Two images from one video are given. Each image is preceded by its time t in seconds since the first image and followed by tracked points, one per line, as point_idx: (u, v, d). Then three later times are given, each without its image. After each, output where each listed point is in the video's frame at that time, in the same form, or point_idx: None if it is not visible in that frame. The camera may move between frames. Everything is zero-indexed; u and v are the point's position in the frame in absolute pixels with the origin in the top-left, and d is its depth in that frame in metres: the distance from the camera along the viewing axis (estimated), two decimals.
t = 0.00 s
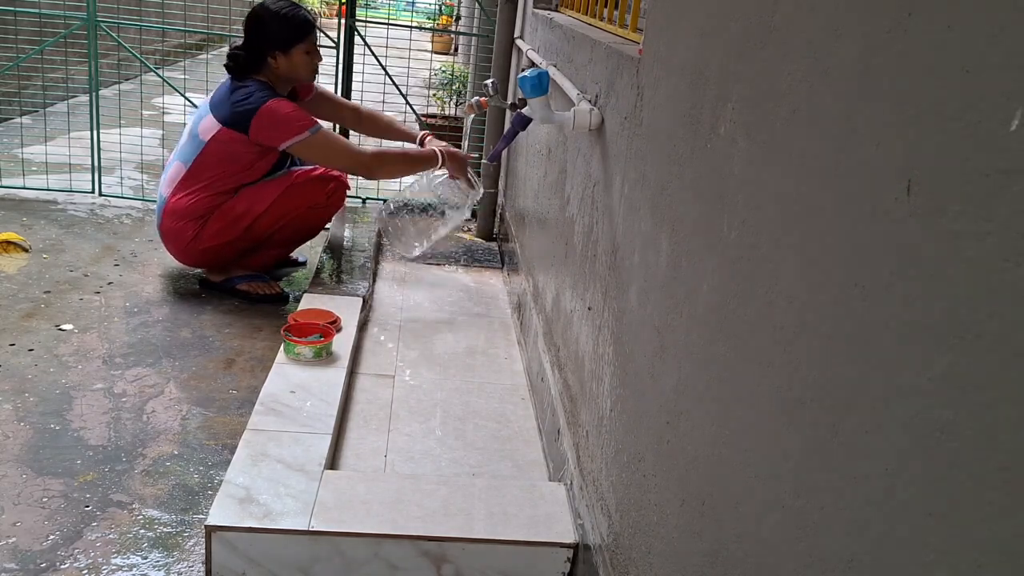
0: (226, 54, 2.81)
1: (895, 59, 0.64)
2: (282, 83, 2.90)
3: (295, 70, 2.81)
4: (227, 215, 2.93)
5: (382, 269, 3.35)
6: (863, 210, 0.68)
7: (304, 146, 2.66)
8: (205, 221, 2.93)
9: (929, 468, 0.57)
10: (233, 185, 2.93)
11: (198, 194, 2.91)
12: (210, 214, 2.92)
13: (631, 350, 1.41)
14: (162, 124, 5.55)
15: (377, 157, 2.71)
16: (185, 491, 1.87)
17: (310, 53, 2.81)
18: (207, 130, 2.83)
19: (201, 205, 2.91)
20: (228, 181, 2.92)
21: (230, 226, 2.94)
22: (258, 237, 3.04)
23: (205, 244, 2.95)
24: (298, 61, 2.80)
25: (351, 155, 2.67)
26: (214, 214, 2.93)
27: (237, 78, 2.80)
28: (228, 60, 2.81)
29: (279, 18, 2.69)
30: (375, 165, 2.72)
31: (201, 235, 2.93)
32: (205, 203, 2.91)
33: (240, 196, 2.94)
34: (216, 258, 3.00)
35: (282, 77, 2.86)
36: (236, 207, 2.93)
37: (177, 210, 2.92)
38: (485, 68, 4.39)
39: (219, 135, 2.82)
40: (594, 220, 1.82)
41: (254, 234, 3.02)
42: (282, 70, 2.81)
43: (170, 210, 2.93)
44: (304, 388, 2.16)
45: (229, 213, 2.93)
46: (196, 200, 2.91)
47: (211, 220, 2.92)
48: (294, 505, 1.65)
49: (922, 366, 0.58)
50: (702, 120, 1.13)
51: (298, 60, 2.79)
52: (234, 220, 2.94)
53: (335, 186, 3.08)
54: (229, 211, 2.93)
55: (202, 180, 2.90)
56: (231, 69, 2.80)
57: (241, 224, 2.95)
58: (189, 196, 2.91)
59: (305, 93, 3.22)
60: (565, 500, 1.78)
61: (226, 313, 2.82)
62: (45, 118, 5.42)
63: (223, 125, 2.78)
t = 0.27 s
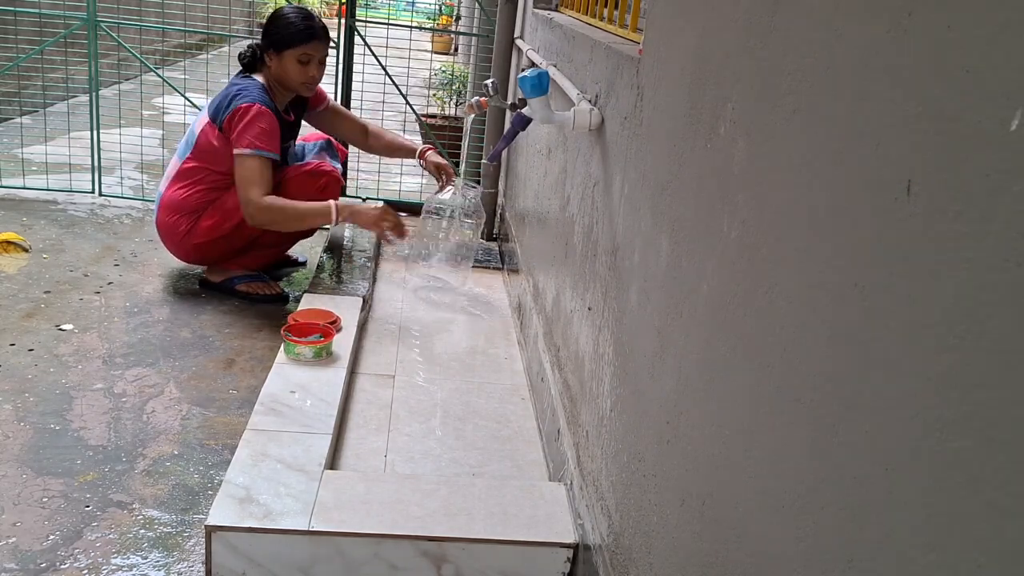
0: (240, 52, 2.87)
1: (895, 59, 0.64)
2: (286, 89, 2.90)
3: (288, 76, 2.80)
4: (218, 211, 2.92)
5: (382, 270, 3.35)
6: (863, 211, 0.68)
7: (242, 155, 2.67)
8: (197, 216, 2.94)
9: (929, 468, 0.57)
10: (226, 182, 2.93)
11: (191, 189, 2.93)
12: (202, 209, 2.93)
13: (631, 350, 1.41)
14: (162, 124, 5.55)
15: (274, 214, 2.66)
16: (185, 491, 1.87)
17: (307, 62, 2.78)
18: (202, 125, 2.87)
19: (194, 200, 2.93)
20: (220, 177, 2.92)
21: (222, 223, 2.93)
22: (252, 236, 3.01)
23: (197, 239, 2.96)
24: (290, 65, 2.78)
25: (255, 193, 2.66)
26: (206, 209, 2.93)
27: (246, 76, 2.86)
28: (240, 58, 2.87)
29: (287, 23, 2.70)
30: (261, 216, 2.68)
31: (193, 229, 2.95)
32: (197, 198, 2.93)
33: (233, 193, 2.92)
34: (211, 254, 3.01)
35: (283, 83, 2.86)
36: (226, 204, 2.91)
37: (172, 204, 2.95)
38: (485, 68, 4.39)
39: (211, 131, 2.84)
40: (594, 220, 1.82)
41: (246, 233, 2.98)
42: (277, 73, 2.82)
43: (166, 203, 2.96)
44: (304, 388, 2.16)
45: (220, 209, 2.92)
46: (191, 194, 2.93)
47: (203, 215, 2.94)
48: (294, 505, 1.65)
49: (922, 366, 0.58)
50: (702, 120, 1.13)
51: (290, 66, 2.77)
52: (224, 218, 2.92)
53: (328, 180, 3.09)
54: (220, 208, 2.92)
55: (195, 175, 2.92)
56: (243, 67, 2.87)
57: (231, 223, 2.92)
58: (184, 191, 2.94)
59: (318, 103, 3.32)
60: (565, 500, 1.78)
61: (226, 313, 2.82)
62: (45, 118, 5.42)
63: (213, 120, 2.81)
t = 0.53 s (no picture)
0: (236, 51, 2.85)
1: (895, 59, 0.64)
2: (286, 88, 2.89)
3: (296, 75, 2.79)
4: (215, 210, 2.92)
5: (382, 269, 3.35)
6: (863, 211, 0.68)
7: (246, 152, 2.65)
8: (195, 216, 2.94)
9: (929, 468, 0.57)
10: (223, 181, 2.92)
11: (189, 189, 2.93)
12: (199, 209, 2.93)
13: (631, 349, 1.41)
14: (162, 124, 5.55)
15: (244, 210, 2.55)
16: (185, 491, 1.87)
17: (314, 62, 2.78)
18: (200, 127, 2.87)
19: (192, 200, 2.93)
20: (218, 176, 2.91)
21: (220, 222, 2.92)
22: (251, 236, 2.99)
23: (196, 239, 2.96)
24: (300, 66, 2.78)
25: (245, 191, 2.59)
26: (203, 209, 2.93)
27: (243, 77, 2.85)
28: (236, 58, 2.85)
29: (287, 21, 2.70)
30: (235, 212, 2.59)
31: (191, 229, 2.95)
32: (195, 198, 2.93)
33: (230, 192, 2.91)
34: (211, 254, 3.00)
35: (286, 82, 2.85)
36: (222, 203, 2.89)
37: (169, 206, 2.95)
38: (485, 68, 4.39)
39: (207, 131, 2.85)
40: (594, 220, 1.82)
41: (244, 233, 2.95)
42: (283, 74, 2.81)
43: (163, 205, 2.96)
44: (304, 388, 2.16)
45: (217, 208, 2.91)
46: (189, 194, 2.94)
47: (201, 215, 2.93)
48: (294, 505, 1.65)
49: (922, 366, 0.58)
50: (702, 120, 1.13)
51: (299, 66, 2.77)
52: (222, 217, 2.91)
53: (323, 176, 3.07)
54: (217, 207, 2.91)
55: (192, 175, 2.92)
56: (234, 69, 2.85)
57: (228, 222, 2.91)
58: (181, 192, 2.94)
59: (313, 102, 3.31)
60: (565, 500, 1.78)
61: (226, 313, 2.82)
62: (44, 118, 5.42)
63: (211, 121, 2.80)
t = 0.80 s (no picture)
0: (250, 51, 2.83)
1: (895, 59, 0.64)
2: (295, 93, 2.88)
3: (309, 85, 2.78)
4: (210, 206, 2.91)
5: (382, 269, 3.35)
6: (863, 211, 0.68)
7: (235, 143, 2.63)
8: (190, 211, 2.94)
9: (928, 469, 0.57)
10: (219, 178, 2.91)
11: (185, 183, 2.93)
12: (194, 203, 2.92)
13: (631, 349, 1.41)
14: (162, 124, 5.55)
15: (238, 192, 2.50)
16: (185, 490, 1.87)
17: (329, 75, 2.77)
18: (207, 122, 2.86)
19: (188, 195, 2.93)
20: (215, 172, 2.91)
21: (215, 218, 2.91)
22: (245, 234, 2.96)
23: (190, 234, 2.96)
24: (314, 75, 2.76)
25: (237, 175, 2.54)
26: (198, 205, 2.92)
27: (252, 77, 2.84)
28: (248, 57, 2.83)
29: (302, 32, 2.67)
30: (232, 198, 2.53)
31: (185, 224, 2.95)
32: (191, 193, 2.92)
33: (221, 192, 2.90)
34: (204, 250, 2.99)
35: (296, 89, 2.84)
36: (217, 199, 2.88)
37: (163, 201, 2.95)
38: (485, 69, 4.39)
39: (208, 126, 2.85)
40: (594, 220, 1.82)
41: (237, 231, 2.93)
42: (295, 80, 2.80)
43: (157, 200, 2.97)
44: (304, 388, 2.16)
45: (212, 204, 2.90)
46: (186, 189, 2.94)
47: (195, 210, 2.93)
48: (294, 505, 1.65)
49: (923, 367, 0.58)
50: (702, 120, 1.13)
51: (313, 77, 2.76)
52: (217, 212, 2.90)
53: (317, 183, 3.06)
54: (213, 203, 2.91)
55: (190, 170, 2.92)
56: (244, 68, 2.84)
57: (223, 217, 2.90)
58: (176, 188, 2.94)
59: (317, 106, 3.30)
60: (565, 500, 1.78)
61: (226, 313, 2.82)
62: (45, 118, 5.42)
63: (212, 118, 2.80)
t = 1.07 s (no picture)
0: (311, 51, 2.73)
1: (895, 59, 0.64)
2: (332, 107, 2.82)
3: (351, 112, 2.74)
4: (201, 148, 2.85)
5: (382, 269, 3.35)
6: (862, 211, 0.68)
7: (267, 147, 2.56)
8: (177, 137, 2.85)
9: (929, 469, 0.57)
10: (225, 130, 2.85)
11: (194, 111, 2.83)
12: (186, 133, 2.83)
13: (631, 349, 1.41)
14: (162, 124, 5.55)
15: (298, 202, 2.53)
16: (185, 491, 1.87)
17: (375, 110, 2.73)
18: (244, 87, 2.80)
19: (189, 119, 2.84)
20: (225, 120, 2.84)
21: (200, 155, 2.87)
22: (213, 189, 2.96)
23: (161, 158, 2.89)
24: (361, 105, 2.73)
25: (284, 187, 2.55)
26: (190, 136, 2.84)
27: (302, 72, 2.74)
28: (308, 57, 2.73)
29: (364, 66, 2.61)
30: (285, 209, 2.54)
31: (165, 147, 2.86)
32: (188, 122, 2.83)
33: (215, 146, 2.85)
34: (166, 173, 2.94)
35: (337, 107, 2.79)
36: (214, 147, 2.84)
37: (159, 109, 2.85)
38: (485, 69, 4.39)
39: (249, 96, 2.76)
40: (594, 220, 1.81)
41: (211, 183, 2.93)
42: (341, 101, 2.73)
43: (155, 104, 2.86)
44: (304, 388, 2.16)
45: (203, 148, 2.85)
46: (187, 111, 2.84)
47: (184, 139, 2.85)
48: (294, 505, 1.65)
49: (922, 367, 0.58)
50: (702, 120, 1.13)
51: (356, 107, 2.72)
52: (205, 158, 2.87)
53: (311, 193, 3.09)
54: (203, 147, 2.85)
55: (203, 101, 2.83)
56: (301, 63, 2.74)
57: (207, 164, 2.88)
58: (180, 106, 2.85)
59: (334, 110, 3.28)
60: (565, 500, 1.78)
61: (226, 313, 2.82)
62: (45, 118, 5.42)
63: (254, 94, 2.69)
